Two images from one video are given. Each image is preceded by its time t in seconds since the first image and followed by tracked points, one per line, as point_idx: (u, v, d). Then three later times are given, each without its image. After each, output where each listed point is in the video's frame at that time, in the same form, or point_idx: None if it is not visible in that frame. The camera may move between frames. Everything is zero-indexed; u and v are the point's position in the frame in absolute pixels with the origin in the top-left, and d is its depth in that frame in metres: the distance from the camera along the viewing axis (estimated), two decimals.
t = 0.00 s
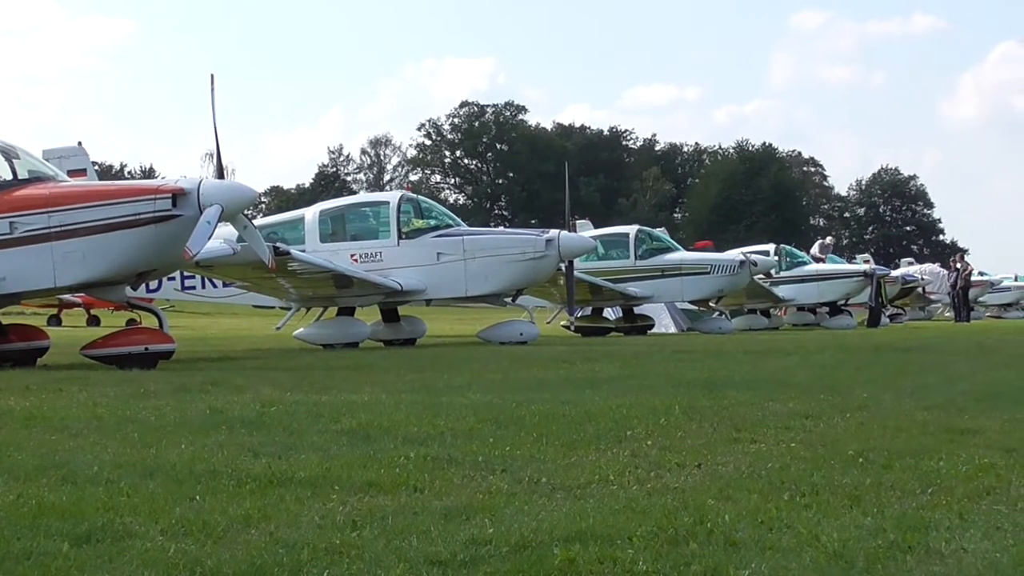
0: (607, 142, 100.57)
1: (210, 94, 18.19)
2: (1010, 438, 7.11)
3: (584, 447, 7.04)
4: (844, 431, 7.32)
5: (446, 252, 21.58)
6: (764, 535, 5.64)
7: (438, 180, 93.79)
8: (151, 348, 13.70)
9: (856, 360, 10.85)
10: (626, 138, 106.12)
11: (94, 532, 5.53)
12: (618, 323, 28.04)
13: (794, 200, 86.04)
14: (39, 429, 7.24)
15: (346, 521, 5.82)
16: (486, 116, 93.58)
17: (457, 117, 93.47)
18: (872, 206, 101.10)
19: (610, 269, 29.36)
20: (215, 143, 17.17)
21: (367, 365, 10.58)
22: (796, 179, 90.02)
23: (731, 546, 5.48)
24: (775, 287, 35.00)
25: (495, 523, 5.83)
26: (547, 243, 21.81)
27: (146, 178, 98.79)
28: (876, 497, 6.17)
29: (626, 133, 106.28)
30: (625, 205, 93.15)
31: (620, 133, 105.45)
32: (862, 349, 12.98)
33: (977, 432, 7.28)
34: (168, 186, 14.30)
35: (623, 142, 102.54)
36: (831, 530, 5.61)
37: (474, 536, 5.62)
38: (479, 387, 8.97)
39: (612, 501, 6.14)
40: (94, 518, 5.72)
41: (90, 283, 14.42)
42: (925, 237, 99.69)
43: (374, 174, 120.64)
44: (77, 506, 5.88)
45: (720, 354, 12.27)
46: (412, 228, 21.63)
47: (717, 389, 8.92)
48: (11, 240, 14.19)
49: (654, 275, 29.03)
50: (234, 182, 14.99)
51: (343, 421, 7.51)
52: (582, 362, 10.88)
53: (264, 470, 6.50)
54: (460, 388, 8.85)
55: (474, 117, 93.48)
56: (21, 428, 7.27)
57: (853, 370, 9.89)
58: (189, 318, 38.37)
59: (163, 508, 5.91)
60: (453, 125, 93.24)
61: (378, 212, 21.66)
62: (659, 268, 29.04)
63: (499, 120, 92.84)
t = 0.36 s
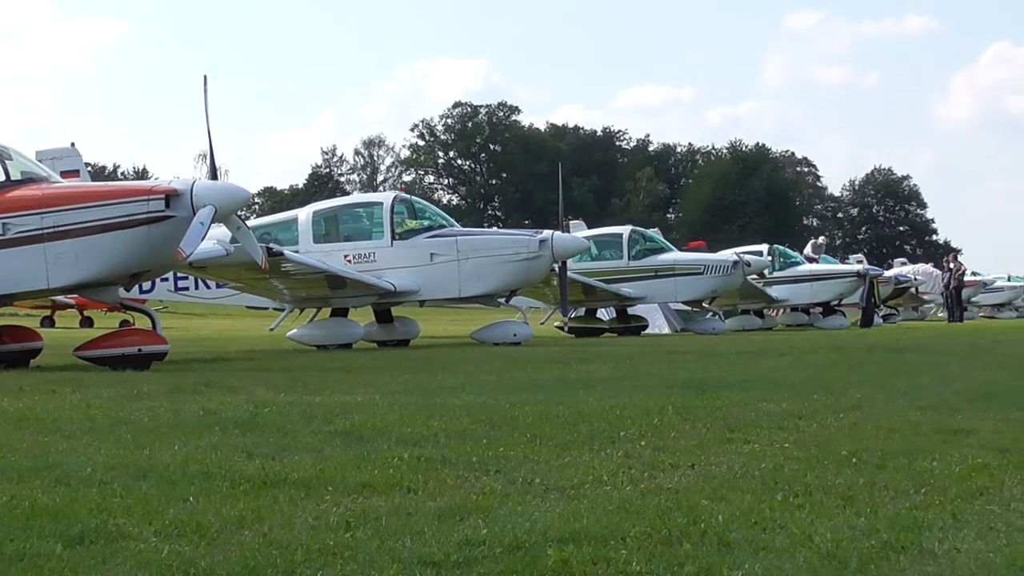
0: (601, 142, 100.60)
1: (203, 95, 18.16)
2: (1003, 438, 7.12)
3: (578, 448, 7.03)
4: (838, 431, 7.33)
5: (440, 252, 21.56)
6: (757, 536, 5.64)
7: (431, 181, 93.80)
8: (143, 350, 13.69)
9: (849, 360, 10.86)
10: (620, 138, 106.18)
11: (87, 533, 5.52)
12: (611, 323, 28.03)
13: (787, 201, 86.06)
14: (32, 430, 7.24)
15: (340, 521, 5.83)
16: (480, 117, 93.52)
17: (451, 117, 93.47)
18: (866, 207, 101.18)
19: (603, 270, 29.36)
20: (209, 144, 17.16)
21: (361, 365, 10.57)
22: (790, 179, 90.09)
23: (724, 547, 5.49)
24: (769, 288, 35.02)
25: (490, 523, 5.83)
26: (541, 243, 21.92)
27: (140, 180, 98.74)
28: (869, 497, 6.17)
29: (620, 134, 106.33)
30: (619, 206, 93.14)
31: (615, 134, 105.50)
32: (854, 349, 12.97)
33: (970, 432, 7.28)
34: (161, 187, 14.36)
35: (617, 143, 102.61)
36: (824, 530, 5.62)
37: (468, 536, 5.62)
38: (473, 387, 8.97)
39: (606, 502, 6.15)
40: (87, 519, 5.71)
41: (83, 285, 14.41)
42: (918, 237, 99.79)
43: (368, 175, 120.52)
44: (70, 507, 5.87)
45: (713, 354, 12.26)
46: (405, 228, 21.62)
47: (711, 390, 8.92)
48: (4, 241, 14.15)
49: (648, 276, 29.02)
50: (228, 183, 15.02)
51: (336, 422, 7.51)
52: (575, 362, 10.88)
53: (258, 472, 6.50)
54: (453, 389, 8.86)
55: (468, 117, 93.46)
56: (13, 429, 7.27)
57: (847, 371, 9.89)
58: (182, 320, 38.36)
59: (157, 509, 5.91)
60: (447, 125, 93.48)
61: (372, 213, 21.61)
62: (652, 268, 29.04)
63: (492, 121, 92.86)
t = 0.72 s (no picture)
0: (596, 143, 100.55)
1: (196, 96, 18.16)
2: (995, 441, 7.13)
3: (571, 450, 7.03)
4: (830, 433, 7.33)
5: (434, 254, 21.56)
6: (750, 539, 5.64)
7: (425, 183, 93.64)
8: (137, 351, 13.67)
9: (842, 363, 10.86)
10: (615, 139, 106.16)
11: (80, 534, 5.52)
12: (605, 325, 28.02)
13: (782, 203, 86.09)
14: (25, 432, 7.24)
15: (333, 523, 5.83)
16: (474, 117, 93.44)
17: (445, 118, 93.31)
18: (860, 208, 101.20)
19: (598, 272, 29.37)
20: (203, 145, 17.13)
21: (355, 368, 10.57)
22: (784, 180, 90.17)
23: (717, 549, 5.49)
24: (763, 289, 35.03)
25: (482, 525, 5.83)
26: (535, 245, 21.77)
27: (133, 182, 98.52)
28: (862, 500, 6.19)
29: (615, 135, 106.30)
30: (613, 207, 93.13)
31: (609, 134, 105.46)
32: (847, 352, 12.97)
33: (963, 434, 7.29)
34: (155, 188, 14.29)
35: (612, 144, 102.57)
36: (817, 533, 5.63)
37: (461, 538, 5.62)
38: (467, 389, 8.97)
39: (599, 504, 6.16)
40: (80, 521, 5.71)
41: (77, 286, 14.39)
42: (913, 239, 99.85)
43: (362, 176, 120.41)
44: (64, 509, 5.87)
45: (706, 357, 12.27)
46: (400, 230, 21.66)
47: (704, 392, 8.93)
48: None
49: (642, 278, 29.01)
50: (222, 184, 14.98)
51: (330, 424, 7.51)
52: (568, 365, 10.88)
53: (251, 473, 6.50)
54: (446, 391, 8.86)
55: (462, 118, 92.88)
56: (6, 431, 7.27)
57: (839, 373, 9.90)
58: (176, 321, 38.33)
59: (150, 511, 5.91)
60: (439, 126, 92.54)
61: (366, 216, 21.66)
62: (646, 271, 29.00)
63: (487, 122, 92.76)
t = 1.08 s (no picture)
0: (591, 144, 100.62)
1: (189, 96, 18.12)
2: (988, 443, 7.14)
3: (565, 451, 7.03)
4: (823, 435, 7.33)
5: (428, 254, 21.54)
6: (743, 541, 5.65)
7: (420, 184, 93.69)
8: (130, 352, 13.63)
9: (835, 364, 10.86)
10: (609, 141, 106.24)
11: (72, 536, 5.51)
12: (600, 326, 28.01)
13: (776, 204, 86.18)
14: (17, 433, 7.23)
15: (326, 525, 5.82)
16: (469, 119, 93.39)
17: (440, 119, 93.36)
18: (854, 211, 101.27)
19: (592, 273, 29.36)
20: (196, 146, 17.13)
21: (348, 368, 10.56)
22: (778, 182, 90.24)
23: (709, 551, 5.49)
24: (757, 291, 35.03)
25: (475, 527, 5.84)
26: (529, 247, 21.81)
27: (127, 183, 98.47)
28: (855, 502, 6.19)
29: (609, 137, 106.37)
30: (607, 209, 93.15)
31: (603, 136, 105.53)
32: (843, 352, 12.97)
33: (955, 436, 7.29)
34: (149, 188, 14.35)
35: (606, 146, 102.62)
36: (810, 535, 5.63)
37: (454, 540, 5.62)
38: (460, 390, 8.96)
39: (592, 506, 6.16)
40: (72, 522, 5.70)
41: (70, 287, 14.36)
42: (906, 241, 99.94)
43: (357, 177, 120.33)
44: (56, 510, 5.86)
45: (700, 357, 12.28)
46: (394, 231, 21.66)
47: (698, 393, 8.93)
48: None
49: (636, 279, 29.01)
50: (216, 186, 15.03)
51: (323, 424, 7.49)
52: (562, 366, 10.88)
53: (245, 475, 6.48)
54: (440, 391, 8.85)
55: (457, 119, 93.31)
56: None
57: (834, 375, 9.90)
58: (171, 321, 38.31)
59: (142, 512, 5.90)
60: (436, 128, 93.46)
61: (360, 216, 21.63)
62: (640, 272, 29.02)
63: (481, 123, 92.77)
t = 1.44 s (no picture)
0: (580, 144, 100.54)
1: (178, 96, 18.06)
2: (977, 442, 7.15)
3: (555, 451, 7.02)
4: (813, 435, 7.34)
5: (417, 255, 21.52)
6: (733, 541, 5.66)
7: (409, 184, 93.33)
8: (120, 352, 13.60)
9: (825, 365, 10.89)
10: (598, 141, 106.09)
11: (62, 536, 5.51)
12: (589, 327, 28.00)
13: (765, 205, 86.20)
14: (7, 433, 7.21)
15: (316, 524, 5.83)
16: (457, 120, 93.22)
17: (429, 119, 93.12)
18: (843, 211, 101.24)
19: (581, 273, 29.33)
20: (183, 146, 17.08)
21: (338, 369, 10.54)
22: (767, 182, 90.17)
23: (699, 551, 5.51)
24: (746, 290, 35.03)
25: (465, 527, 5.85)
26: (518, 247, 21.79)
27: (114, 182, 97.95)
28: (844, 502, 6.21)
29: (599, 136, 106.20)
30: (597, 208, 92.99)
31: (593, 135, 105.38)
32: (832, 354, 12.98)
33: (945, 436, 7.31)
34: (138, 188, 14.34)
35: (595, 145, 102.49)
36: (799, 535, 5.65)
37: (443, 540, 5.63)
38: (450, 391, 8.96)
39: (582, 506, 6.17)
40: (62, 523, 5.69)
41: (58, 287, 14.33)
42: (895, 240, 99.95)
43: (346, 176, 119.94)
44: (45, 510, 5.85)
45: (691, 358, 12.28)
46: (383, 231, 21.63)
47: (688, 393, 8.93)
48: None
49: (626, 279, 29.01)
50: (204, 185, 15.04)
51: (313, 425, 7.49)
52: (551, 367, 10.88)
53: (234, 475, 6.48)
54: (430, 392, 8.85)
55: (445, 119, 93.07)
56: None
57: (823, 375, 9.92)
58: (160, 322, 38.21)
59: (132, 513, 5.90)
60: (425, 128, 92.97)
61: (349, 216, 21.61)
62: (630, 272, 29.02)
63: (471, 124, 92.60)
